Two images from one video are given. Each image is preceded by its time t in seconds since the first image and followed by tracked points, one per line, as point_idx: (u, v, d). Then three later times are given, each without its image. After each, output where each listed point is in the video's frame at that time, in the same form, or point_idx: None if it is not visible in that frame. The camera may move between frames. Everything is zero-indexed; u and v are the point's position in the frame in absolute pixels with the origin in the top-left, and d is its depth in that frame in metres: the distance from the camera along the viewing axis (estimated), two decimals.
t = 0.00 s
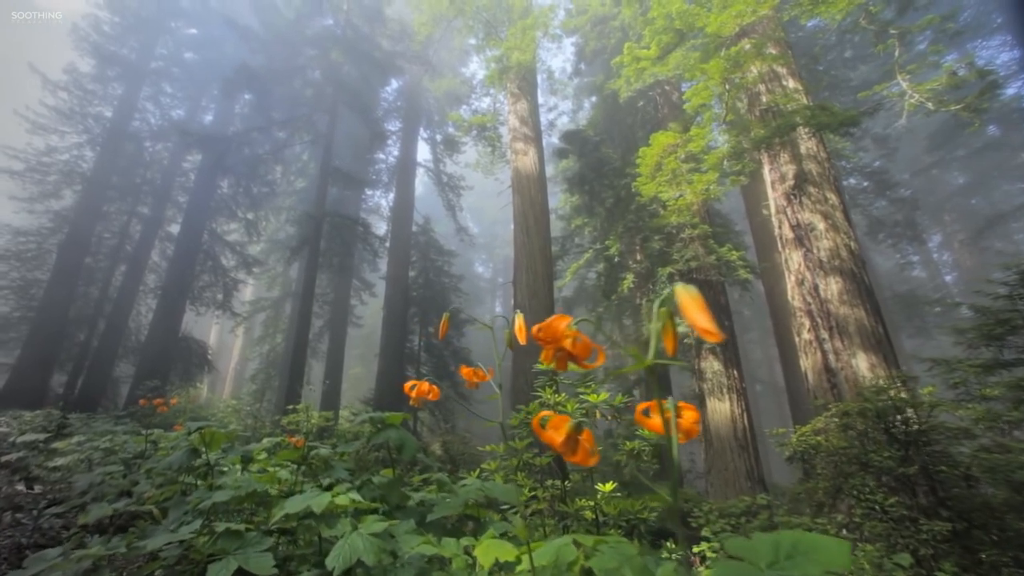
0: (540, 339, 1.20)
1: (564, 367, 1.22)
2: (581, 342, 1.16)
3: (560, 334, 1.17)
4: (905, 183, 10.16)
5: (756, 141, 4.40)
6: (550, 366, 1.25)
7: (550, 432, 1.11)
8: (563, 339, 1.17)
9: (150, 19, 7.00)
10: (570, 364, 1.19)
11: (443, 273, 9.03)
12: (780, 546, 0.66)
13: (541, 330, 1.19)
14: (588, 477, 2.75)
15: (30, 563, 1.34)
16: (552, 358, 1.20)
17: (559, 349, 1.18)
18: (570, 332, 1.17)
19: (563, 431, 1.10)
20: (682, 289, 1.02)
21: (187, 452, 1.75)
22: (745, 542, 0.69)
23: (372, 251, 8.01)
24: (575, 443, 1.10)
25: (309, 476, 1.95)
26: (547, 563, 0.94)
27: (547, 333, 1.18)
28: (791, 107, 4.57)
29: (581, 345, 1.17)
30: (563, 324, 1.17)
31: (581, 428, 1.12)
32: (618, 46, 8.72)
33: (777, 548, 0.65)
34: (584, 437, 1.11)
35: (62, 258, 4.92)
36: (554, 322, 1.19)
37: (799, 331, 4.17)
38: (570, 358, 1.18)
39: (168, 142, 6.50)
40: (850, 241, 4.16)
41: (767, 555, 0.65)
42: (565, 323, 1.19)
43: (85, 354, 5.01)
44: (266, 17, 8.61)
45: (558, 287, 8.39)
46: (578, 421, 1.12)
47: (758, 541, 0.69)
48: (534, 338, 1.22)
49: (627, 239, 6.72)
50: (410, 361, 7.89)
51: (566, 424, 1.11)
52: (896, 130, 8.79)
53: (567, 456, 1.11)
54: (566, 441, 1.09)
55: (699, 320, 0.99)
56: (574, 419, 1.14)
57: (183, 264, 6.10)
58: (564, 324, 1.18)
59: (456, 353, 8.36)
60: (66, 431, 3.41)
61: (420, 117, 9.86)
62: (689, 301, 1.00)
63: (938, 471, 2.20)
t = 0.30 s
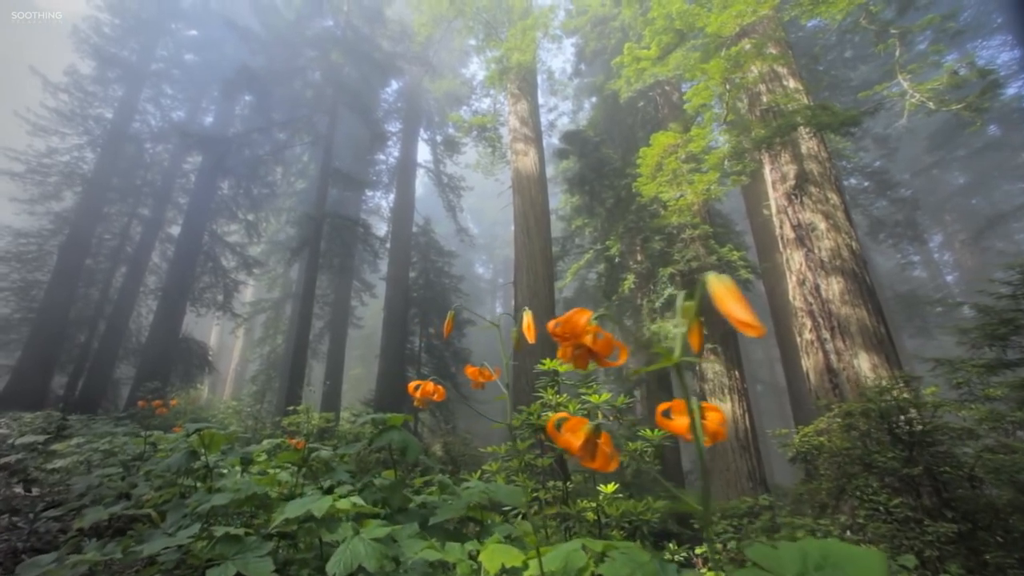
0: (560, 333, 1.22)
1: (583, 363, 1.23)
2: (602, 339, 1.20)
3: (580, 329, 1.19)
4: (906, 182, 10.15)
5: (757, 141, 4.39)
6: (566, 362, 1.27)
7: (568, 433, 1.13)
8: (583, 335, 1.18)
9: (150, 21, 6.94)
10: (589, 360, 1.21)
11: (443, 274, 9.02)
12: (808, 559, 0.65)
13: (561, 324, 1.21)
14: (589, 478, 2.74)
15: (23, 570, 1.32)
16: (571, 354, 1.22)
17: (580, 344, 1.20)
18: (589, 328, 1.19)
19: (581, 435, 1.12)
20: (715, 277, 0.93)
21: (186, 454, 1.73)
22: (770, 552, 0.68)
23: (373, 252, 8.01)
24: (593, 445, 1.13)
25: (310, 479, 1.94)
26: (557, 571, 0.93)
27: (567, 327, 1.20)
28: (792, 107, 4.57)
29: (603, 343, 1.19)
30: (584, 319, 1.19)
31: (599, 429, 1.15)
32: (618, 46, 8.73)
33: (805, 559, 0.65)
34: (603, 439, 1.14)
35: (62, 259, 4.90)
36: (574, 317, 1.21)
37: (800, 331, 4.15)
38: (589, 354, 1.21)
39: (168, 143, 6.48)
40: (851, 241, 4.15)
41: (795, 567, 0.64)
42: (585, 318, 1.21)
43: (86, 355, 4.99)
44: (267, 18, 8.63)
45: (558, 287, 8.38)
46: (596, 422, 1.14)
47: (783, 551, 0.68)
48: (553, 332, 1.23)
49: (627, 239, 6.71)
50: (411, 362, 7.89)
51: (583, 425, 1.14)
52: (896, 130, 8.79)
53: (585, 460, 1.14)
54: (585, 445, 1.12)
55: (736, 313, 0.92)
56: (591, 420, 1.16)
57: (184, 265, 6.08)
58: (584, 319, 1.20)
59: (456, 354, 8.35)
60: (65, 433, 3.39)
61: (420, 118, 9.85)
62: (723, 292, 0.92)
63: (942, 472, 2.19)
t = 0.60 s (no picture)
0: (582, 329, 1.18)
1: (607, 361, 1.19)
2: (627, 337, 1.14)
3: (604, 326, 1.14)
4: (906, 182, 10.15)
5: (757, 141, 4.37)
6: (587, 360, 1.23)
7: (589, 439, 1.13)
8: (608, 332, 1.14)
9: (151, 22, 6.85)
10: (612, 358, 1.17)
11: (443, 275, 9.02)
12: (839, 566, 0.65)
13: (583, 320, 1.16)
14: (591, 480, 2.73)
15: None
16: (594, 352, 1.18)
17: (603, 342, 1.15)
18: (614, 323, 1.15)
19: (603, 441, 1.11)
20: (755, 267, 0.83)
21: (184, 457, 1.72)
22: (796, 562, 0.67)
23: (373, 253, 8.02)
24: (614, 451, 1.12)
25: (310, 481, 1.93)
26: None
27: (591, 323, 1.16)
28: (793, 107, 4.57)
29: (631, 340, 1.15)
30: (609, 315, 1.14)
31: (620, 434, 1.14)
32: (618, 46, 8.75)
33: (835, 568, 0.64)
34: (624, 444, 1.13)
35: (63, 262, 4.89)
36: (598, 312, 1.17)
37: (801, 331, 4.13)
38: (611, 352, 1.17)
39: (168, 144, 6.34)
40: (852, 241, 4.13)
41: None
42: (610, 313, 1.17)
43: (87, 357, 4.95)
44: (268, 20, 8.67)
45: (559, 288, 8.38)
46: (617, 427, 1.13)
47: (809, 560, 0.67)
48: (576, 328, 1.18)
49: (628, 239, 6.70)
50: (411, 363, 7.88)
51: (604, 430, 1.13)
52: (897, 130, 8.78)
53: (607, 467, 1.13)
54: (607, 452, 1.11)
55: (781, 304, 0.97)
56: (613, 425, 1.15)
57: (184, 266, 6.07)
58: (609, 315, 1.16)
59: (456, 355, 8.34)
60: (64, 436, 3.37)
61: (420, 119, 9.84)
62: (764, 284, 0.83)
63: (947, 473, 2.17)
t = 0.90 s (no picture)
0: (607, 327, 1.17)
1: (633, 362, 1.18)
2: (656, 335, 1.11)
3: (633, 324, 1.13)
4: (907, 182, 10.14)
5: (757, 141, 4.37)
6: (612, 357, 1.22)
7: (610, 448, 1.18)
8: (637, 330, 1.12)
9: (151, 24, 6.71)
10: (639, 357, 1.16)
11: (444, 275, 9.01)
12: None
13: (610, 318, 1.15)
14: (592, 481, 2.73)
15: None
16: (621, 353, 1.18)
17: (631, 341, 1.14)
18: (644, 320, 1.13)
19: (626, 450, 1.15)
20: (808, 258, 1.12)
21: (183, 460, 1.72)
22: None
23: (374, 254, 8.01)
24: (639, 459, 1.16)
25: (311, 484, 1.92)
26: None
27: (619, 321, 1.14)
28: (793, 107, 4.57)
29: (662, 339, 1.11)
30: (637, 313, 1.13)
31: (644, 442, 1.17)
32: (618, 47, 8.77)
33: None
34: (647, 453, 1.16)
35: (65, 264, 4.89)
36: (626, 310, 1.15)
37: (802, 331, 4.12)
38: (640, 351, 1.16)
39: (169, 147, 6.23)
40: (853, 241, 4.12)
41: None
42: (639, 309, 1.14)
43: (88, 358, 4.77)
44: (268, 22, 8.77)
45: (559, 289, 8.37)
46: (641, 435, 1.16)
47: None
48: (601, 326, 1.18)
49: (628, 240, 6.68)
50: (412, 363, 7.86)
51: (627, 438, 1.17)
52: (897, 129, 8.78)
53: (631, 476, 1.17)
54: (631, 460, 1.16)
55: (834, 294, 1.07)
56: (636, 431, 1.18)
57: (184, 267, 5.99)
58: (637, 312, 1.14)
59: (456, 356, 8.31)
60: (63, 439, 3.35)
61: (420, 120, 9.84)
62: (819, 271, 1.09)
63: (950, 474, 2.16)
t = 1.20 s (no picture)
0: (635, 328, 1.06)
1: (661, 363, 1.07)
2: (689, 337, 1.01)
3: (665, 325, 1.02)
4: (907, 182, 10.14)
5: (757, 141, 4.37)
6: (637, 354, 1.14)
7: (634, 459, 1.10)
8: (668, 333, 1.03)
9: (152, 27, 6.73)
10: (668, 358, 1.09)
11: (444, 276, 9.02)
12: None
13: (638, 317, 1.04)
14: (593, 483, 2.72)
15: None
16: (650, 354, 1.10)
17: (662, 342, 1.05)
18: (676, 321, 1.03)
19: (651, 461, 1.07)
20: (857, 248, 0.91)
21: (181, 464, 1.71)
22: None
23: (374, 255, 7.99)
24: (664, 470, 1.08)
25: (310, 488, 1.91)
26: None
27: (648, 322, 1.04)
28: (793, 107, 4.57)
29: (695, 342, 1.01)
30: (670, 315, 1.01)
31: (669, 451, 1.09)
32: (618, 47, 8.78)
33: None
34: (672, 463, 1.09)
35: (64, 266, 4.83)
36: (657, 308, 1.03)
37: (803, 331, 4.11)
38: (668, 351, 1.09)
39: (169, 148, 6.28)
40: (854, 241, 4.10)
41: None
42: (672, 308, 1.02)
43: (87, 361, 4.83)
44: (268, 24, 8.78)
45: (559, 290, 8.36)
46: (665, 444, 1.08)
47: None
48: (628, 325, 1.07)
49: (629, 240, 6.67)
50: (412, 364, 7.81)
51: (650, 447, 1.09)
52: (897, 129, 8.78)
53: (656, 488, 1.09)
54: (656, 472, 1.08)
55: (897, 288, 0.86)
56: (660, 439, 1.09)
57: (184, 269, 6.01)
58: (669, 311, 1.02)
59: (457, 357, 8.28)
60: (61, 441, 3.33)
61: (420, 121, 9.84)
62: (871, 264, 0.89)
63: (954, 476, 2.14)
